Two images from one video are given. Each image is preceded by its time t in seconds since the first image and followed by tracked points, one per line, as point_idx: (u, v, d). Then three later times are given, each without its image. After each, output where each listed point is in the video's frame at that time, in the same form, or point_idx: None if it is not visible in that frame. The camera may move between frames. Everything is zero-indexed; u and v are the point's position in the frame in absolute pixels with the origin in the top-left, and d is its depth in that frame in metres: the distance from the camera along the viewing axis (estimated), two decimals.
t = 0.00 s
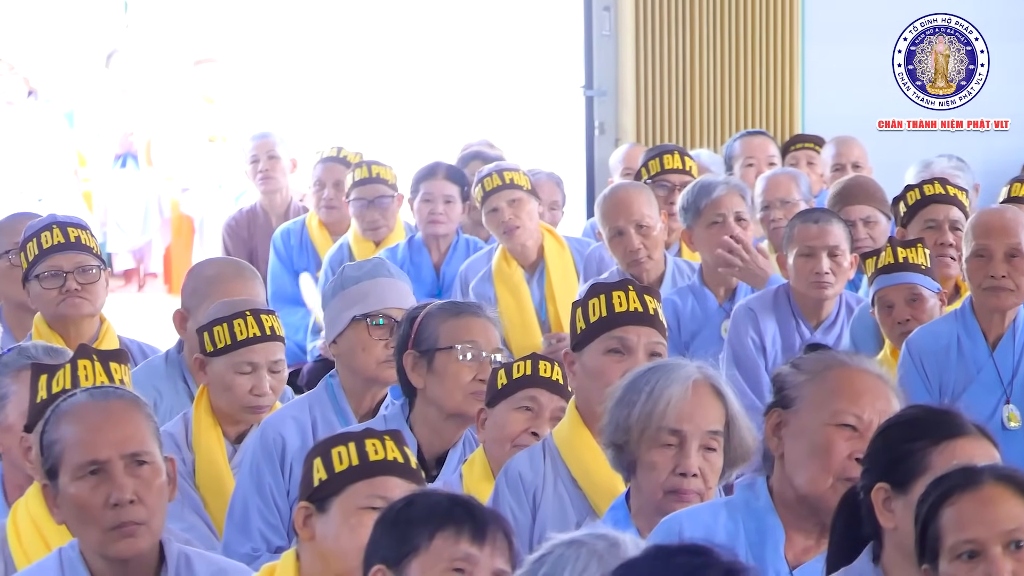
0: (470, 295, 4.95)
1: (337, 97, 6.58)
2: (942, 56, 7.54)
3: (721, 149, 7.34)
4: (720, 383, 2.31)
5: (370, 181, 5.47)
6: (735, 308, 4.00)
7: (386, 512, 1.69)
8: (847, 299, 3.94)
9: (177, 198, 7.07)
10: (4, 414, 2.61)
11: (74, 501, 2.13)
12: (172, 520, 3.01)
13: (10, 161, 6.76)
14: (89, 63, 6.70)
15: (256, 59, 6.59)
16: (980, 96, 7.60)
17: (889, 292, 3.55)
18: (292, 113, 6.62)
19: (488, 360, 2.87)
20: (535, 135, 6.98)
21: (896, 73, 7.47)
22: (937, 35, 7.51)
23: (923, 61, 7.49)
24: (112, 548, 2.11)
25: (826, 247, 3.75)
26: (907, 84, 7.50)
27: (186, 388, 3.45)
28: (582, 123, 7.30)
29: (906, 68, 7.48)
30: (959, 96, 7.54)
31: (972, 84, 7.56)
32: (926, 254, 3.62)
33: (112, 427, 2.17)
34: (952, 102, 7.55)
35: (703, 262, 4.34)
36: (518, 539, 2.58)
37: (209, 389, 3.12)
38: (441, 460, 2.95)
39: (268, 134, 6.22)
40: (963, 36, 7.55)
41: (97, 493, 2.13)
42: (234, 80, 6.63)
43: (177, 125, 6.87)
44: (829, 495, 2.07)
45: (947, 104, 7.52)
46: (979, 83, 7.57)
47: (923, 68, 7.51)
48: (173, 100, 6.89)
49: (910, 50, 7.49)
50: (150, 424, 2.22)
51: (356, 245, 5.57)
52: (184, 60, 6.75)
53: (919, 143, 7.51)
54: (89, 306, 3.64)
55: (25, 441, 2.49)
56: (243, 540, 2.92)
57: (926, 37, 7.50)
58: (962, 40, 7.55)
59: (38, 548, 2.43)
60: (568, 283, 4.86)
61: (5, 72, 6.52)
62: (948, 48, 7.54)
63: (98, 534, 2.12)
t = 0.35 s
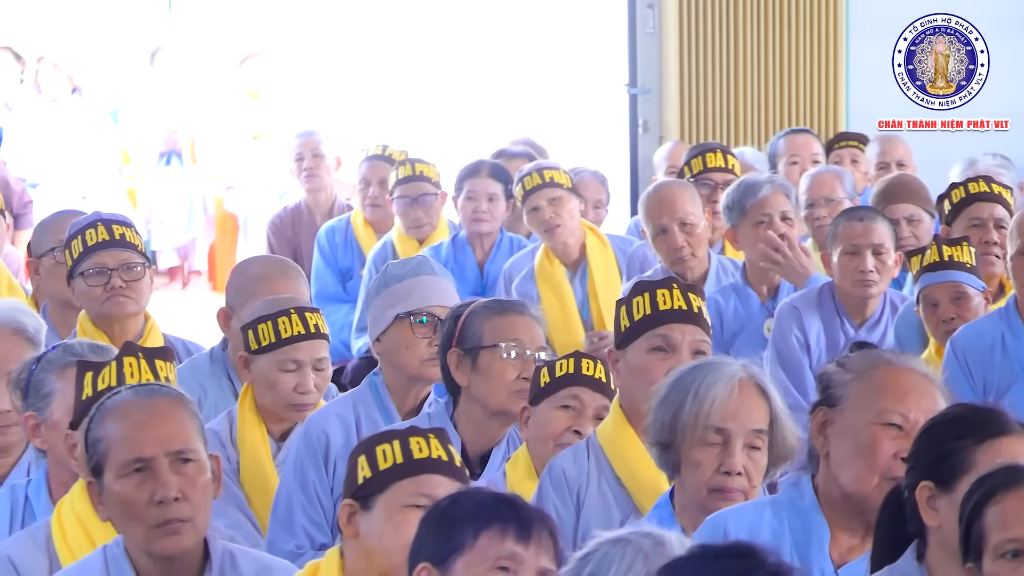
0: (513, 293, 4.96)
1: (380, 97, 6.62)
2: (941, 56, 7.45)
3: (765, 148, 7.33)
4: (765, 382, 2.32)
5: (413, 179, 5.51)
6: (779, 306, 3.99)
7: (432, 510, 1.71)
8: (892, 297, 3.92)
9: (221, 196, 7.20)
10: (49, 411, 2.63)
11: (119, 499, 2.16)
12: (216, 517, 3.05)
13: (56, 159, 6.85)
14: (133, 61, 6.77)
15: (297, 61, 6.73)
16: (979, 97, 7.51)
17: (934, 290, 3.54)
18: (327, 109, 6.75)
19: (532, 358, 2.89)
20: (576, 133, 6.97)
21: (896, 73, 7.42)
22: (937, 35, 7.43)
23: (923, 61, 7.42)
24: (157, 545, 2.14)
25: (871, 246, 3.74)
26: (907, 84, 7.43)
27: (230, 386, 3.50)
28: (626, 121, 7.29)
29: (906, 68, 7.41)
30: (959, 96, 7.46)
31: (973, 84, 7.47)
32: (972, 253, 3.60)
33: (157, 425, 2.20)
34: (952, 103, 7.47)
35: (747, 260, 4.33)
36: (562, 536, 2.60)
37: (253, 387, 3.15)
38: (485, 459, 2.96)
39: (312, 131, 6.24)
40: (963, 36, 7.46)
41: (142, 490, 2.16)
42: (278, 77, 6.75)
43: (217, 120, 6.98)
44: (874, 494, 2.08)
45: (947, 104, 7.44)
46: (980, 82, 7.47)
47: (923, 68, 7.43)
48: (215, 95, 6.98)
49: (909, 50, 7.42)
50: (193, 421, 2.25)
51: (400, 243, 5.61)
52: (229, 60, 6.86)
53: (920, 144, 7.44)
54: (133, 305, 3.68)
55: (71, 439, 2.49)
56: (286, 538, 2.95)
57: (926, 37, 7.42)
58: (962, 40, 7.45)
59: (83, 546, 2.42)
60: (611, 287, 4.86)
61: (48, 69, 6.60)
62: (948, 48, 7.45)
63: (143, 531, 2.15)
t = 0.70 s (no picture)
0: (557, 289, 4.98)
1: (432, 94, 6.63)
2: (941, 57, 7.39)
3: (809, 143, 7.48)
4: (810, 378, 2.33)
5: (458, 176, 5.54)
6: (824, 302, 3.98)
7: (477, 506, 1.73)
8: (936, 293, 3.91)
9: (265, 192, 7.15)
10: (95, 407, 2.67)
11: (165, 496, 2.18)
12: (262, 513, 3.09)
13: (101, 155, 6.88)
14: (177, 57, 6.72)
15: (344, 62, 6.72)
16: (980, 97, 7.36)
17: (979, 286, 3.53)
18: (373, 107, 6.75)
19: (577, 355, 2.91)
20: (618, 125, 6.97)
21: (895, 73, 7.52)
22: (937, 35, 7.41)
23: (923, 61, 7.46)
24: (203, 542, 2.16)
25: (915, 242, 3.72)
26: (907, 84, 7.51)
27: (270, 383, 3.54)
28: (671, 116, 7.34)
29: (906, 68, 7.51)
30: (959, 97, 7.31)
31: (973, 84, 7.33)
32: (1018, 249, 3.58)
33: (202, 422, 2.23)
34: (953, 103, 7.34)
35: (794, 256, 4.33)
36: (607, 531, 2.63)
37: (298, 382, 3.19)
38: (529, 454, 2.98)
39: (356, 128, 6.28)
40: (962, 36, 7.34)
41: (188, 487, 2.18)
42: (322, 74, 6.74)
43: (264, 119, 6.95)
44: (920, 491, 2.08)
45: (947, 104, 7.32)
46: (980, 83, 7.33)
47: (923, 68, 7.47)
48: (260, 92, 6.94)
49: (910, 50, 7.51)
50: (238, 418, 2.28)
51: (444, 239, 5.63)
52: (275, 57, 6.84)
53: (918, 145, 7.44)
54: (177, 301, 3.74)
55: (116, 436, 2.54)
56: (332, 533, 2.99)
57: (926, 37, 7.45)
58: (962, 40, 7.34)
59: (129, 542, 2.45)
60: (654, 284, 4.89)
61: (93, 67, 6.65)
62: (948, 47, 7.36)
63: (189, 528, 2.17)
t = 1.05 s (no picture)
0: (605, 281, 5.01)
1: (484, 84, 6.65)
2: (941, 57, 7.31)
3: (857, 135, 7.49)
4: (858, 370, 2.33)
5: (505, 167, 5.54)
6: (872, 294, 3.96)
7: (526, 497, 1.76)
8: (985, 287, 3.91)
9: (314, 182, 7.26)
10: (144, 397, 2.65)
11: (213, 484, 2.19)
12: (310, 503, 3.10)
13: (150, 146, 6.92)
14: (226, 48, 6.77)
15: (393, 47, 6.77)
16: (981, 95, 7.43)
17: None
18: (421, 97, 6.81)
19: (625, 346, 2.93)
20: (665, 114, 6.96)
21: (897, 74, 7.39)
22: (937, 35, 7.34)
23: (922, 61, 7.31)
24: (251, 531, 2.17)
25: (964, 234, 3.76)
26: (907, 84, 7.34)
27: (317, 374, 3.59)
28: (718, 109, 7.32)
29: (905, 68, 7.36)
30: (959, 96, 7.28)
31: (972, 84, 7.30)
32: None
33: (252, 411, 2.22)
34: (952, 103, 7.30)
35: (846, 250, 4.33)
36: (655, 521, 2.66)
37: (346, 372, 3.23)
38: (577, 445, 3.01)
39: (405, 120, 6.35)
40: (962, 36, 7.32)
41: (236, 477, 2.19)
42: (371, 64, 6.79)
43: (311, 108, 7.06)
44: (971, 484, 2.08)
45: (946, 105, 7.28)
46: (979, 83, 7.33)
47: (923, 68, 7.30)
48: (310, 82, 7.03)
49: (909, 50, 7.38)
50: (288, 408, 2.27)
51: (492, 230, 5.67)
52: (326, 48, 6.91)
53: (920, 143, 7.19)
54: (227, 291, 3.80)
55: (164, 424, 2.54)
56: (380, 523, 3.01)
57: (926, 36, 7.34)
58: (962, 40, 7.32)
59: (177, 532, 2.42)
60: (704, 272, 4.89)
61: (139, 60, 6.68)
62: (948, 48, 7.32)
63: (237, 517, 2.18)
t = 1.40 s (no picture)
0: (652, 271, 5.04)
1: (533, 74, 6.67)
2: (942, 57, 7.32)
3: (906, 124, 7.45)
4: (906, 361, 2.35)
5: (554, 157, 5.58)
6: (919, 284, 3.96)
7: (573, 486, 1.82)
8: None
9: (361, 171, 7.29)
10: (193, 385, 2.66)
11: (261, 473, 2.18)
12: (358, 493, 3.14)
13: (200, 135, 6.90)
14: (276, 37, 6.82)
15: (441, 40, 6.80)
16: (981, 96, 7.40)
17: None
18: (468, 85, 6.79)
19: (672, 336, 2.95)
20: (711, 104, 6.96)
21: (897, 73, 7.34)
22: (937, 35, 7.33)
23: (922, 61, 7.30)
24: (299, 520, 2.16)
25: (1013, 225, 3.73)
26: (907, 84, 7.33)
27: (355, 366, 3.65)
28: (768, 99, 7.30)
29: (905, 68, 7.34)
30: (959, 96, 7.29)
31: (972, 84, 7.33)
32: None
33: (299, 400, 2.20)
34: (952, 103, 7.28)
35: (896, 239, 4.32)
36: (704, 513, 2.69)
37: (394, 361, 3.27)
38: (623, 435, 3.03)
39: (453, 110, 6.36)
40: (963, 36, 7.39)
41: (284, 466, 2.17)
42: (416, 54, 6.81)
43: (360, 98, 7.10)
44: (1019, 475, 2.10)
45: (947, 105, 7.26)
46: (979, 83, 7.38)
47: (922, 68, 7.30)
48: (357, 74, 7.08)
49: (909, 50, 7.35)
50: (335, 397, 2.25)
51: (540, 220, 5.73)
52: (369, 30, 6.96)
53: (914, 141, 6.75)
54: (276, 279, 3.86)
55: (213, 413, 2.56)
56: (427, 512, 3.06)
57: (926, 37, 7.34)
58: (962, 40, 7.38)
59: (224, 520, 2.43)
60: (751, 263, 4.89)
61: (187, 49, 6.68)
62: (948, 48, 7.34)
63: (284, 506, 2.17)
